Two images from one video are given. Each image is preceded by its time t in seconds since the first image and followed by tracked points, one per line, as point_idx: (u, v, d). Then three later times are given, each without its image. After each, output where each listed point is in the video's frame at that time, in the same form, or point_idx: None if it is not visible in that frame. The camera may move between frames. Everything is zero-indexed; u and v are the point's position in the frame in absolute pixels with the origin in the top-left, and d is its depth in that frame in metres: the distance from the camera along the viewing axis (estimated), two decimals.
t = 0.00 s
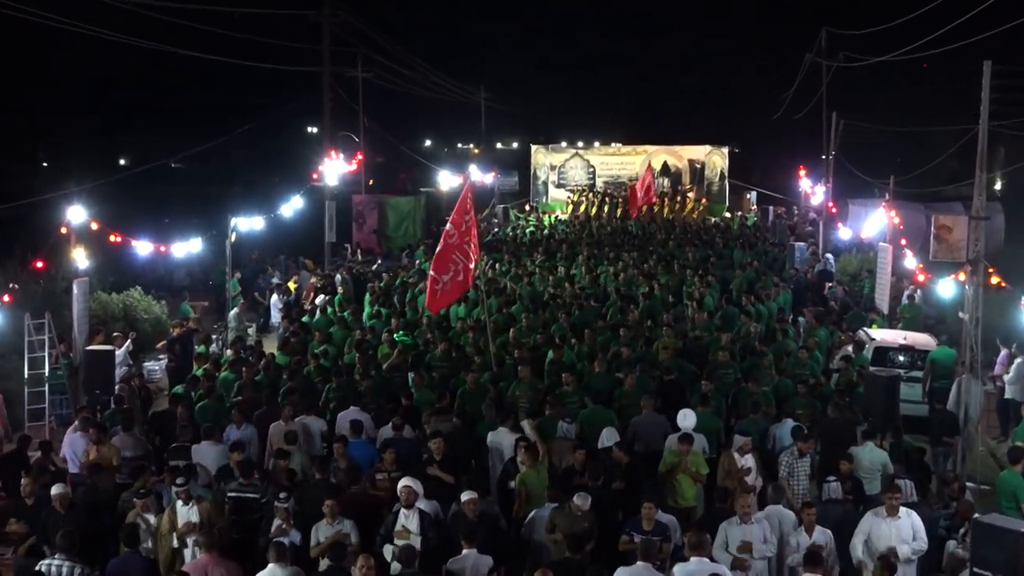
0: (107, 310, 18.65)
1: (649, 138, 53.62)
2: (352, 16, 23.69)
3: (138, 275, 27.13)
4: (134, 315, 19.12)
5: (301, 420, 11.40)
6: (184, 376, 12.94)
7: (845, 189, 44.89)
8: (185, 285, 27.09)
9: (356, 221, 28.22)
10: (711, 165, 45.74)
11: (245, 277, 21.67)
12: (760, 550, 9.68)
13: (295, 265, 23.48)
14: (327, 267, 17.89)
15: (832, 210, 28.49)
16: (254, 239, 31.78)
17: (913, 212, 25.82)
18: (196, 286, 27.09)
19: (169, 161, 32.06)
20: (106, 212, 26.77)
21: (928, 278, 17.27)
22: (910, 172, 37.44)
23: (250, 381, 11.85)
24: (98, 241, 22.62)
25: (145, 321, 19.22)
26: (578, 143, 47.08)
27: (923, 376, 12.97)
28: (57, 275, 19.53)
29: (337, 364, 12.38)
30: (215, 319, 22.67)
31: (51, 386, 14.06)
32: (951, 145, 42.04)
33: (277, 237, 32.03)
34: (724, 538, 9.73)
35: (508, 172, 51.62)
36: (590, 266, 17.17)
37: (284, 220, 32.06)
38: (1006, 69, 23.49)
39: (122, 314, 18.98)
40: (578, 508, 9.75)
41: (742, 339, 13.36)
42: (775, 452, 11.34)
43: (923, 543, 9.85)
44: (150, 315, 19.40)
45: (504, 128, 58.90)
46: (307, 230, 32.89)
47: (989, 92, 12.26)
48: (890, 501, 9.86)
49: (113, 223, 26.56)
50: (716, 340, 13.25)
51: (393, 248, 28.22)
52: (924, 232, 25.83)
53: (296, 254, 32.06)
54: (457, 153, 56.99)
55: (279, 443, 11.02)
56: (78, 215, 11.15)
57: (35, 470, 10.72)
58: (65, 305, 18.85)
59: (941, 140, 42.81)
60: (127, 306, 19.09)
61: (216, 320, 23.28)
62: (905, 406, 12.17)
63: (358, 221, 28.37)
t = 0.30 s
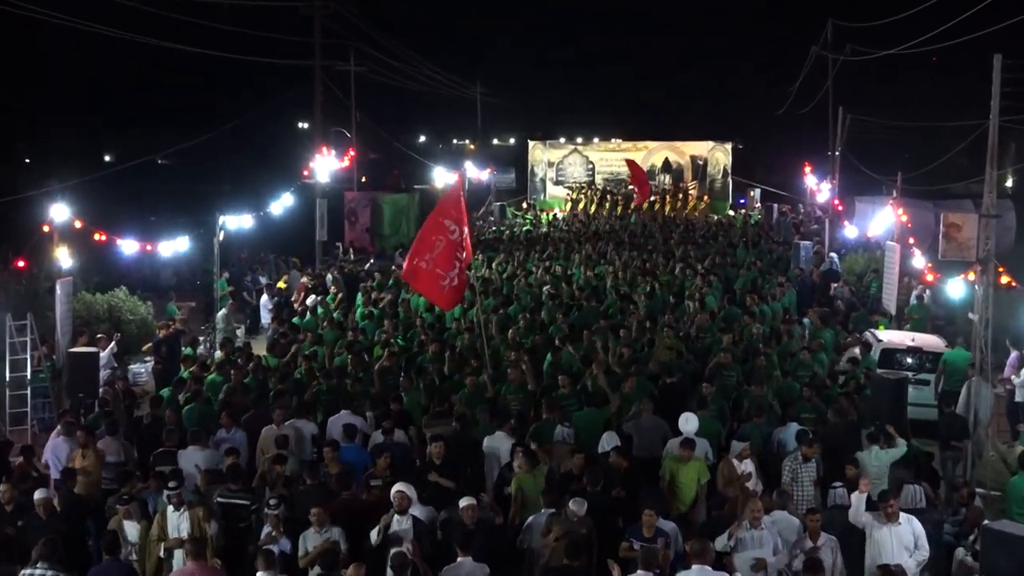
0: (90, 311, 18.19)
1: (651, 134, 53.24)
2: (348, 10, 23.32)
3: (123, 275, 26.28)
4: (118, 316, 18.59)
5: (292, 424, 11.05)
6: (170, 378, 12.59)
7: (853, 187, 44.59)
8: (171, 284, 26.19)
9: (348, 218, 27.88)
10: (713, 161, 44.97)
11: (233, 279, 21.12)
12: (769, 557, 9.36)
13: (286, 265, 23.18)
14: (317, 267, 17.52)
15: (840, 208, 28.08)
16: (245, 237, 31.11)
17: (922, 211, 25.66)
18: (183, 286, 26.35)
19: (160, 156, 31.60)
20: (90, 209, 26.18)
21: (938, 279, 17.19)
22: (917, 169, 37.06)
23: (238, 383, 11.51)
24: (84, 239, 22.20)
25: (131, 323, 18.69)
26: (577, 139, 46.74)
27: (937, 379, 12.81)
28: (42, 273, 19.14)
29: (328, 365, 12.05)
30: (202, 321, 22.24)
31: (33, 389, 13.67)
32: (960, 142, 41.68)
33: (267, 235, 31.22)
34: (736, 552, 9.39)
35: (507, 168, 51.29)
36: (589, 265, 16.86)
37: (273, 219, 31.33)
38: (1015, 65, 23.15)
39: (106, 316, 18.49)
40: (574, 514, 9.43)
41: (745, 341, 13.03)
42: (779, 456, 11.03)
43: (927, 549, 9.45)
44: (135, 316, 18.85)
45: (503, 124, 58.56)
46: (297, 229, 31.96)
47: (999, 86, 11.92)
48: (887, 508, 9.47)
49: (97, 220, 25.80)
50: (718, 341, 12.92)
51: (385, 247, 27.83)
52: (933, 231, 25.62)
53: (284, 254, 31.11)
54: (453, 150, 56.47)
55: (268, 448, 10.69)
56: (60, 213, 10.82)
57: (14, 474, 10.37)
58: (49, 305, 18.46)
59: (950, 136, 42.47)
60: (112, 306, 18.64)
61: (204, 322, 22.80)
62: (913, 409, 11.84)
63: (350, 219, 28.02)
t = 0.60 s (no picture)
0: (73, 312, 17.76)
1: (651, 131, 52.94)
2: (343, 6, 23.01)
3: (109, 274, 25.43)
4: (103, 317, 18.12)
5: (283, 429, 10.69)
6: (156, 381, 12.25)
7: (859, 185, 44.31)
8: (157, 284, 25.24)
9: (340, 217, 27.55)
10: (715, 158, 44.64)
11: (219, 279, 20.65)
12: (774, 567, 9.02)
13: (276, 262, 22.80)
14: (308, 266, 17.18)
15: (845, 206, 27.74)
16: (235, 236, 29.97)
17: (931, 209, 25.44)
18: (170, 288, 25.43)
19: (149, 152, 31.00)
20: (74, 207, 25.38)
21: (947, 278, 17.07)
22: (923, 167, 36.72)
23: (227, 387, 11.18)
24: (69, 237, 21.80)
25: (116, 324, 18.22)
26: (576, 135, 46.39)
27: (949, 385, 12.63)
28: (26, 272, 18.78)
29: (320, 368, 11.72)
30: (190, 322, 21.88)
31: (15, 393, 13.32)
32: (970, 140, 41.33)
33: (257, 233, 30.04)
34: (744, 562, 9.07)
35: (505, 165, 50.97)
36: (587, 265, 16.55)
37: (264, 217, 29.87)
38: None
39: (90, 317, 18.03)
40: (572, 522, 9.10)
41: (748, 343, 12.71)
42: (784, 462, 10.70)
43: (929, 558, 9.16)
44: (121, 317, 18.37)
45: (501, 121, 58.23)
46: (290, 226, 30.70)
47: (1009, 81, 11.59)
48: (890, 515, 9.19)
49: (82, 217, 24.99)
50: (721, 344, 12.60)
51: (379, 245, 27.56)
52: (941, 230, 25.43)
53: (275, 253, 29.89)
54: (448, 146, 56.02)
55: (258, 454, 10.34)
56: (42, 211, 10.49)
57: None
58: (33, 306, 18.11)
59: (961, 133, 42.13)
60: (97, 307, 18.19)
61: (191, 324, 22.36)
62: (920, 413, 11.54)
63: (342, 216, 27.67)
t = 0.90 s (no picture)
0: (56, 314, 17.39)
1: (652, 127, 52.50)
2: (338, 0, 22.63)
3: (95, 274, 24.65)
4: (89, 318, 17.75)
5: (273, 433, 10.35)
6: (142, 384, 11.94)
7: (865, 182, 43.96)
8: (144, 284, 24.29)
9: (332, 216, 26.85)
10: (719, 155, 44.31)
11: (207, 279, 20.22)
12: None
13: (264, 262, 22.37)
14: (298, 267, 16.83)
15: (851, 204, 27.43)
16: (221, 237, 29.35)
17: (939, 207, 25.23)
18: (156, 288, 24.49)
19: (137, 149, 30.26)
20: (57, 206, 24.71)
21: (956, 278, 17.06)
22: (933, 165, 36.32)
23: (215, 391, 10.86)
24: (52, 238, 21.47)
25: (101, 326, 17.85)
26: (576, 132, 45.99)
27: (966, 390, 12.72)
28: (11, 272, 18.42)
29: (310, 371, 11.39)
30: (178, 325, 21.54)
31: None
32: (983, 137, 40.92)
33: (245, 234, 29.37)
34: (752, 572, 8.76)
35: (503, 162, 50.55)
36: (587, 265, 16.24)
37: (252, 215, 29.38)
38: None
39: (75, 318, 17.65)
40: (569, 530, 8.78)
41: (751, 346, 12.39)
42: (789, 467, 10.38)
43: (934, 566, 8.83)
44: (107, 319, 18.00)
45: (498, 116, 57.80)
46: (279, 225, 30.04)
47: (1021, 74, 11.24)
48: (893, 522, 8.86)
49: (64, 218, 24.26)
50: (723, 346, 12.28)
51: (370, 246, 27.03)
52: (952, 229, 25.23)
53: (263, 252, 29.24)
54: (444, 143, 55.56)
55: (245, 460, 10.02)
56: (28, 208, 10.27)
57: None
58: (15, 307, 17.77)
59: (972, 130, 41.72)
60: (81, 309, 17.76)
61: (177, 327, 21.94)
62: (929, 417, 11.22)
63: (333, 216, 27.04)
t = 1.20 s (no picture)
0: (38, 315, 17.06)
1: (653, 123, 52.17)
2: None
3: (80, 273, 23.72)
4: (72, 319, 17.42)
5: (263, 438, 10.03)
6: (127, 389, 11.65)
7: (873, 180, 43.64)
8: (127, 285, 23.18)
9: (324, 214, 26.50)
10: (723, 152, 43.98)
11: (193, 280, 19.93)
12: None
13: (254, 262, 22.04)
14: (289, 267, 16.53)
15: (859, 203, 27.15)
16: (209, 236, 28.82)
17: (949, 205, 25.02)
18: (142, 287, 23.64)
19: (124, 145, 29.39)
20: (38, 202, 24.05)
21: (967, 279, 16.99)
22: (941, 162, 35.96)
23: (203, 395, 10.57)
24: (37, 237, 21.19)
25: (86, 328, 17.52)
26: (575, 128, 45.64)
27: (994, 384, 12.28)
28: None
29: (302, 375, 11.11)
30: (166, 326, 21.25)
31: None
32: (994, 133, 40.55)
33: (234, 231, 28.83)
34: None
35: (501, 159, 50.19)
36: (587, 265, 15.97)
37: (243, 213, 29.06)
38: None
39: (59, 320, 17.33)
40: (569, 538, 8.46)
41: (755, 349, 12.11)
42: (795, 473, 10.07)
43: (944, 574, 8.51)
44: (92, 321, 17.67)
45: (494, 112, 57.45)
46: (269, 224, 29.48)
47: None
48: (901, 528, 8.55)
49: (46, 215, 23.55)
50: (727, 348, 11.99)
51: (362, 245, 26.60)
52: (962, 227, 24.99)
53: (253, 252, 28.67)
54: (438, 141, 55.25)
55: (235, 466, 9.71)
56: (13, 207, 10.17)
57: None
58: None
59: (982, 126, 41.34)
60: (65, 310, 17.44)
61: (163, 329, 21.65)
62: (938, 421, 10.92)
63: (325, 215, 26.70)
